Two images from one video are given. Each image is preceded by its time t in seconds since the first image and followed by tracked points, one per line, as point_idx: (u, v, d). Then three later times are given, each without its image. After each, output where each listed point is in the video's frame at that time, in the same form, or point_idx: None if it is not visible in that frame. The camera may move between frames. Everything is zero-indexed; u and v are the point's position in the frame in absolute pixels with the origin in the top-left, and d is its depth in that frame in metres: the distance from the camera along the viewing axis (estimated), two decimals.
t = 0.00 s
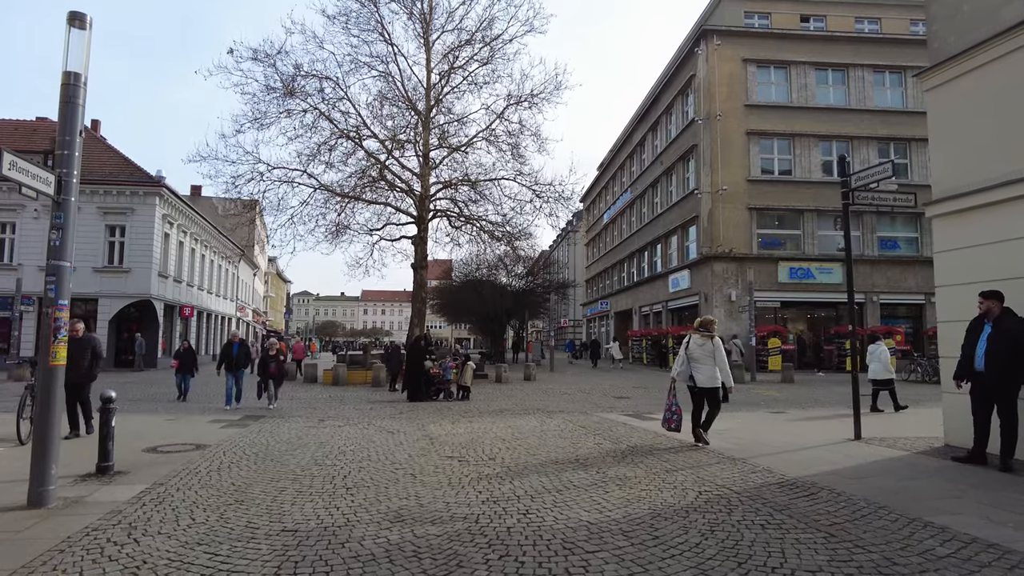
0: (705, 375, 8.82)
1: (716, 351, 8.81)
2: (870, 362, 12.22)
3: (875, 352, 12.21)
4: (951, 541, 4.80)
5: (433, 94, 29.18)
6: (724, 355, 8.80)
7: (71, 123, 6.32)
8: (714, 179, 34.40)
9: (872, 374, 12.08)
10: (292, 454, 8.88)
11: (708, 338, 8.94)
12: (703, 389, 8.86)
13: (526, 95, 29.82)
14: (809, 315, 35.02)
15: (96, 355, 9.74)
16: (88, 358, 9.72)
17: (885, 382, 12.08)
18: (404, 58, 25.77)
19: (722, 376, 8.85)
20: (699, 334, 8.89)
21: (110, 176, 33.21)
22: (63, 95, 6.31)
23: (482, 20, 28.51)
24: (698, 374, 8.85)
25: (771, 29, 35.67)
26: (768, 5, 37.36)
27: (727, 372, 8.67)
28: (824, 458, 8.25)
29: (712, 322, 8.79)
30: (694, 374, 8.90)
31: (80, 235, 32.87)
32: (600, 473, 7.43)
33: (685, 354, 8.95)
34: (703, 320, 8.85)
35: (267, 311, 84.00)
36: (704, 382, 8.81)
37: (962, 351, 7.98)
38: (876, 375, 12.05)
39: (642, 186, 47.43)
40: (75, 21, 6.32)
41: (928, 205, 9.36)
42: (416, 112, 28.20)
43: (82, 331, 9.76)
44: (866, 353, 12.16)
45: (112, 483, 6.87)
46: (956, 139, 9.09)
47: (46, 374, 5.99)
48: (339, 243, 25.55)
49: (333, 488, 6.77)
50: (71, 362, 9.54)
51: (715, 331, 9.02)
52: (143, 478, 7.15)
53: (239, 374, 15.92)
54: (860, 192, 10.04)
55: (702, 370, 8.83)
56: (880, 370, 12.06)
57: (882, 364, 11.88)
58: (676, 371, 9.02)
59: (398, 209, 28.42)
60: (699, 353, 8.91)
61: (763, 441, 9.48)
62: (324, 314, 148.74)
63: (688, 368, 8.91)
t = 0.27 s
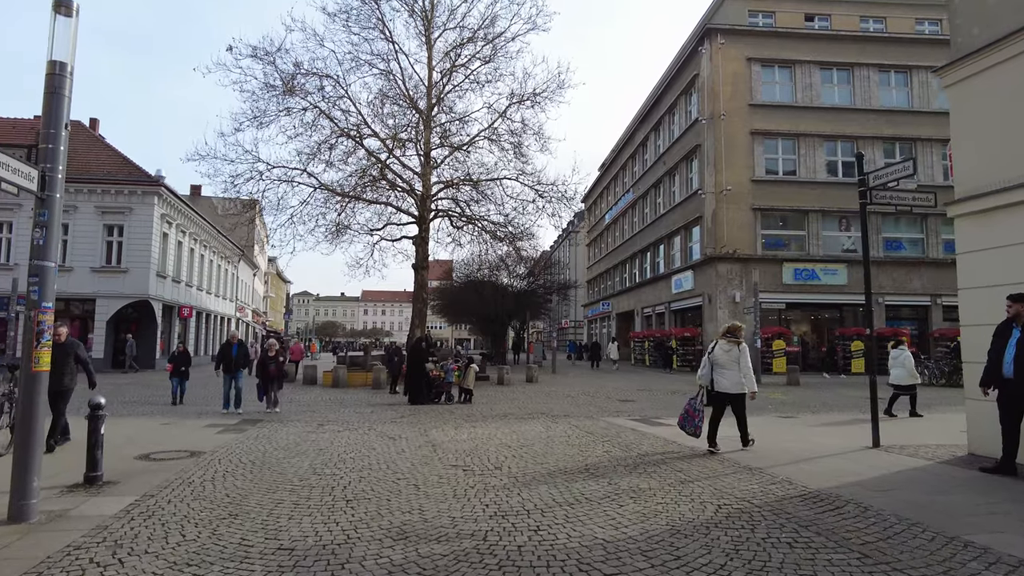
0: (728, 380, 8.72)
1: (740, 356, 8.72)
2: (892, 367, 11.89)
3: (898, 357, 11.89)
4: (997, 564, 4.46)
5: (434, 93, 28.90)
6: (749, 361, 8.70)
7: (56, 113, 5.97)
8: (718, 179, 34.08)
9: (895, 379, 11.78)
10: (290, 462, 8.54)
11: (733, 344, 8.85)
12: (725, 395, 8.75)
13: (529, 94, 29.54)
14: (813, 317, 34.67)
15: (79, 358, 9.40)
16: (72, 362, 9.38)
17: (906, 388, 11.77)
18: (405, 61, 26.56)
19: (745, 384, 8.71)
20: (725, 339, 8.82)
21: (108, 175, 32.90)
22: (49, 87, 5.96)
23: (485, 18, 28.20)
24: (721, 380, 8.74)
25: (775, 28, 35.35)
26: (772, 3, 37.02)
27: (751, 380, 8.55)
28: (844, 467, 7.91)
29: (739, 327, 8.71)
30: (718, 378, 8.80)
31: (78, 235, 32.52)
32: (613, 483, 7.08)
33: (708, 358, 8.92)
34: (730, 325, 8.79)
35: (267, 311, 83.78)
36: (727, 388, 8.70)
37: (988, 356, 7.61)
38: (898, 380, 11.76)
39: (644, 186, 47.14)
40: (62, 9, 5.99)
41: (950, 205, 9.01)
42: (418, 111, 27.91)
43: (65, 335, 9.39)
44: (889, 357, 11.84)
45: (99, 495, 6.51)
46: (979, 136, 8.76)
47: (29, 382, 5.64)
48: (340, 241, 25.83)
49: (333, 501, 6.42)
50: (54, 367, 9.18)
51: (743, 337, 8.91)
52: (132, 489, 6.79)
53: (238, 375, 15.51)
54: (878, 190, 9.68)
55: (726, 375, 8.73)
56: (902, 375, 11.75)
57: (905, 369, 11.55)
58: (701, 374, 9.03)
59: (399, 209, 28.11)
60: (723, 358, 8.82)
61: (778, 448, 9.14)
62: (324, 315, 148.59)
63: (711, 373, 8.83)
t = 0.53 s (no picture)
0: (757, 376, 8.67)
1: (770, 351, 8.70)
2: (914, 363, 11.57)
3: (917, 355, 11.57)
4: None
5: (434, 90, 28.56)
6: (779, 357, 8.69)
7: (35, 96, 5.64)
8: (721, 176, 33.76)
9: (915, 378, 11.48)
10: (285, 464, 8.20)
11: (762, 340, 8.82)
12: (754, 392, 8.69)
13: (530, 91, 29.21)
14: (816, 315, 34.34)
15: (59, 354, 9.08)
16: (51, 359, 9.06)
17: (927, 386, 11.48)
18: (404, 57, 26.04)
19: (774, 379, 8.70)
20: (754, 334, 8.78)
21: (105, 172, 32.57)
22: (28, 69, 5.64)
23: (485, 13, 27.87)
24: (750, 376, 8.69)
25: (778, 25, 35.02)
26: None
27: (782, 374, 8.53)
28: (863, 470, 7.57)
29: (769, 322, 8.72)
30: (746, 375, 8.73)
31: (74, 233, 32.21)
32: (622, 487, 6.76)
33: (737, 354, 8.81)
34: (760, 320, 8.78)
35: (266, 310, 83.52)
36: (757, 383, 8.65)
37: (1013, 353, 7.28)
38: (917, 378, 11.46)
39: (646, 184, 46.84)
40: None
41: (970, 198, 8.69)
42: (418, 107, 27.57)
43: (44, 330, 9.07)
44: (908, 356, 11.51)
45: (81, 499, 6.18)
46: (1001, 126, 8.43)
47: (5, 380, 5.33)
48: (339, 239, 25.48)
49: (328, 506, 6.10)
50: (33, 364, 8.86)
51: (770, 333, 8.90)
52: (118, 493, 6.47)
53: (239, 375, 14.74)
54: (894, 183, 9.33)
55: (756, 371, 8.69)
56: (922, 374, 11.43)
57: (925, 367, 11.22)
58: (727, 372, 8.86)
59: (399, 207, 27.80)
60: (752, 354, 8.78)
61: (791, 449, 8.80)
62: (323, 314, 148.24)
63: (740, 370, 8.75)
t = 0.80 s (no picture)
0: (783, 379, 8.42)
1: (794, 354, 8.45)
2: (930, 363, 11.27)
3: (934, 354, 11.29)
4: None
5: (433, 86, 28.18)
6: (803, 357, 8.45)
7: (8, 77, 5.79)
8: (723, 174, 33.41)
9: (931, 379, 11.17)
10: (275, 470, 7.82)
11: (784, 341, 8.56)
12: (780, 395, 8.45)
13: (530, 87, 28.86)
14: (818, 314, 34.03)
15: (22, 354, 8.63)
16: (14, 358, 8.62)
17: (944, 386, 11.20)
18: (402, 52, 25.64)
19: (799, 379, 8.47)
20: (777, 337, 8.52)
21: (100, 170, 32.19)
22: None
23: (485, 8, 27.49)
24: (776, 379, 8.43)
25: (781, 21, 34.65)
26: None
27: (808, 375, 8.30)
28: (883, 476, 7.20)
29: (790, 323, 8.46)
30: (771, 378, 8.48)
31: (68, 232, 31.80)
32: (631, 496, 6.39)
33: (761, 358, 8.53)
34: (782, 321, 8.51)
35: (265, 309, 83.16)
36: (782, 387, 8.41)
37: None
38: (934, 379, 11.14)
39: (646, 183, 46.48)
40: None
41: (993, 191, 8.35)
42: (417, 103, 27.19)
43: (9, 332, 8.73)
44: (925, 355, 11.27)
45: (56, 510, 5.80)
46: None
47: None
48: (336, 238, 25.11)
49: (319, 517, 5.73)
50: None
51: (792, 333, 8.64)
52: (97, 502, 6.09)
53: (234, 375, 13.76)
54: (912, 175, 8.97)
55: (781, 374, 8.43)
56: (939, 374, 11.10)
57: (942, 368, 10.92)
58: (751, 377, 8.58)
59: (397, 205, 27.40)
60: (776, 356, 8.52)
61: (804, 452, 8.44)
62: (322, 314, 147.79)
63: (764, 374, 8.49)
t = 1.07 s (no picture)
0: (807, 380, 8.44)
1: (818, 354, 8.48)
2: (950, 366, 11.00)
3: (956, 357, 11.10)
4: None
5: (433, 83, 27.83)
6: (828, 359, 8.45)
7: None
8: (726, 172, 33.09)
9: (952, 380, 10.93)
10: (268, 477, 7.48)
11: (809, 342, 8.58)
12: (805, 396, 8.47)
13: (531, 84, 28.52)
14: (821, 315, 33.67)
15: None
16: None
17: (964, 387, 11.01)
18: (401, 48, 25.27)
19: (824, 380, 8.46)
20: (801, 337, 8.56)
21: (96, 169, 31.82)
22: None
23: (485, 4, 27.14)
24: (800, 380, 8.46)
25: (783, 18, 34.29)
26: None
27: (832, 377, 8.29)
28: (906, 483, 6.87)
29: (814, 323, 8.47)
30: (796, 380, 8.51)
31: (64, 231, 31.43)
32: (644, 507, 6.04)
33: (784, 359, 8.61)
34: (805, 322, 8.54)
35: (264, 309, 82.82)
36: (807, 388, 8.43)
37: None
38: (956, 381, 10.92)
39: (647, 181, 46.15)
40: None
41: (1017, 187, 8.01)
42: (416, 101, 26.84)
43: None
44: (946, 357, 11.14)
45: (33, 523, 5.45)
46: None
47: None
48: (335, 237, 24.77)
49: (312, 530, 5.38)
50: None
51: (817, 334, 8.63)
52: (78, 514, 5.75)
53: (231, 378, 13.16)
54: (930, 170, 8.60)
55: (805, 375, 8.46)
56: (961, 377, 10.88)
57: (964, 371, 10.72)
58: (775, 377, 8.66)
59: (397, 204, 27.07)
60: (800, 357, 8.55)
61: (819, 457, 8.11)
62: (321, 313, 147.44)
63: (789, 375, 8.54)
